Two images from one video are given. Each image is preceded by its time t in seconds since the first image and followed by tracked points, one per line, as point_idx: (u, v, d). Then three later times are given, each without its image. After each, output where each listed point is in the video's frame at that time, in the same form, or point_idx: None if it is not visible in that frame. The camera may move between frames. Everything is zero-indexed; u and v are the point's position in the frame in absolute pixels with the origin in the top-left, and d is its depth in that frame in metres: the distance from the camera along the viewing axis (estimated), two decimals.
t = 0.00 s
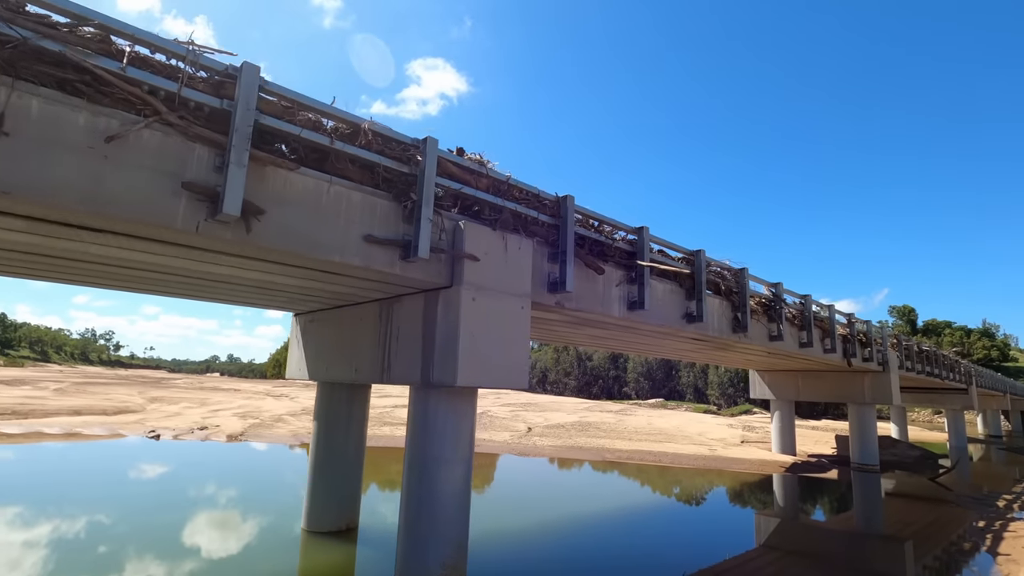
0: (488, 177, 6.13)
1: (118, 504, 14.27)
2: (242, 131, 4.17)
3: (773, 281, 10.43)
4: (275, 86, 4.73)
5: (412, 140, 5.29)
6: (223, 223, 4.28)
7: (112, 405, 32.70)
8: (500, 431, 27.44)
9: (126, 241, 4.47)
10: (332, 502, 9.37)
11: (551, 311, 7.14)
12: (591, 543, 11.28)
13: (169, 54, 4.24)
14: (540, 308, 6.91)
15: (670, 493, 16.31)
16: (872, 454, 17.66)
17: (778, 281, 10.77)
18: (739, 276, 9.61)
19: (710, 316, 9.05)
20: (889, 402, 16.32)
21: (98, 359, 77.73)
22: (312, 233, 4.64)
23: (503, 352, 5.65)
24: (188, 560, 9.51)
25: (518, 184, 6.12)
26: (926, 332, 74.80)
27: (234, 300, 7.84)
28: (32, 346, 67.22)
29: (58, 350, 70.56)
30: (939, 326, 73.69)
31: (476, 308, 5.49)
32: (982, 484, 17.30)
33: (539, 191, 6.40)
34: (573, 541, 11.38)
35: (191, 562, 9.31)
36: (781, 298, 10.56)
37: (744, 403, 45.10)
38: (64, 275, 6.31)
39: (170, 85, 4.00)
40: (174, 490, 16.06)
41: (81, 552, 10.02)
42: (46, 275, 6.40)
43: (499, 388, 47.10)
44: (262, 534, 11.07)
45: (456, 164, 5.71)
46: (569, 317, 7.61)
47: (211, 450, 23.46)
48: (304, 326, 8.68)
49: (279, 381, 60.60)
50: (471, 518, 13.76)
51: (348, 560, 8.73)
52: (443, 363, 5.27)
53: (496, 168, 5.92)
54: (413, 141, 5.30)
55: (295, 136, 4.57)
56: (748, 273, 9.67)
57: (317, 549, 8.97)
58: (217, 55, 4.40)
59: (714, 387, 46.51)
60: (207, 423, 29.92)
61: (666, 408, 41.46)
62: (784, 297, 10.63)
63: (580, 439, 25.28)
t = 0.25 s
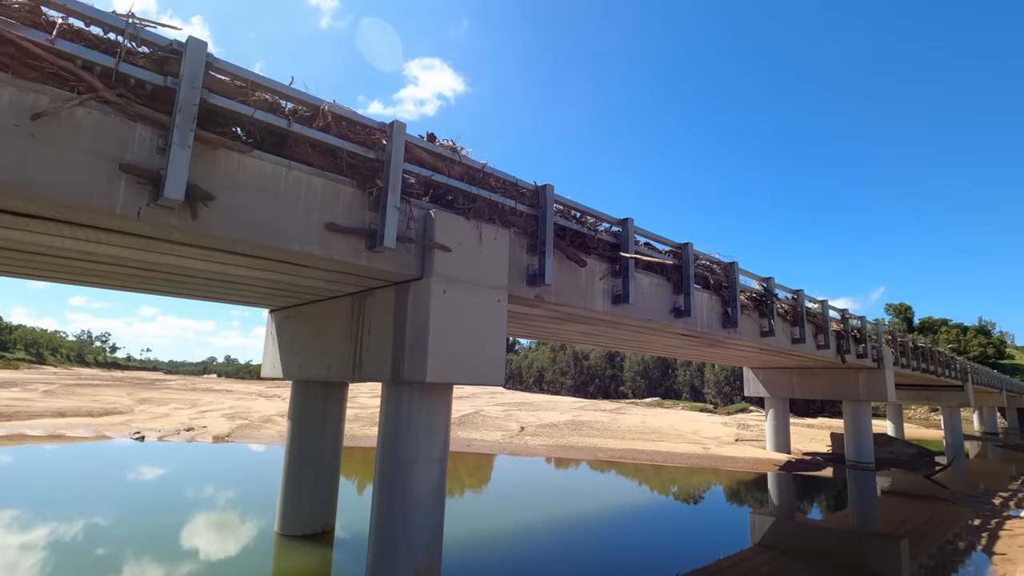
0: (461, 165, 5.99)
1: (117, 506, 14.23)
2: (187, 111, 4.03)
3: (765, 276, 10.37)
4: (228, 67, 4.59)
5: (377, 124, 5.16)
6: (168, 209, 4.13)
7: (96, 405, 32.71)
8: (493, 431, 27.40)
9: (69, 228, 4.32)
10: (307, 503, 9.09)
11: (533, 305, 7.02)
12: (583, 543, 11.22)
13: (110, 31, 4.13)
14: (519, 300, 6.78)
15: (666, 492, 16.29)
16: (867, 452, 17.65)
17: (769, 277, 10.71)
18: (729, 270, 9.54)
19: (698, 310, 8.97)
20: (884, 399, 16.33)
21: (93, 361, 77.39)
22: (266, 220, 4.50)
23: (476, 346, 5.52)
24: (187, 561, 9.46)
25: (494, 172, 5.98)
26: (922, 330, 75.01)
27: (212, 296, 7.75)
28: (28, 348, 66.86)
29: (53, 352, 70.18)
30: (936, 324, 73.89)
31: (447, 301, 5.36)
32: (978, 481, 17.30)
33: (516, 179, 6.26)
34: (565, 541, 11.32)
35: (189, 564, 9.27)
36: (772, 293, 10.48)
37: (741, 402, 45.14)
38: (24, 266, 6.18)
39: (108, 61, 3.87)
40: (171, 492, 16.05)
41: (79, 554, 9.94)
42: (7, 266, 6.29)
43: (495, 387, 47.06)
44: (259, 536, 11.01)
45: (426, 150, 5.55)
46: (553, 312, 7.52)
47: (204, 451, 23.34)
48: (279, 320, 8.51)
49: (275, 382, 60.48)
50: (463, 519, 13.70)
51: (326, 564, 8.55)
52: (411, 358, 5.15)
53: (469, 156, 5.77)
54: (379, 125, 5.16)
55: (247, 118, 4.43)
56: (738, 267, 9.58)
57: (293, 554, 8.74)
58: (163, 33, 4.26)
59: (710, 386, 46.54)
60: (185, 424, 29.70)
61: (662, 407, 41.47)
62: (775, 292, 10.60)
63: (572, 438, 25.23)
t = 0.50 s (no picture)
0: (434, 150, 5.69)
1: (116, 506, 14.18)
2: (120, 83, 3.74)
3: (757, 271, 10.25)
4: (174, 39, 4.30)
5: (338, 104, 4.85)
6: (102, 190, 3.84)
7: (83, 405, 32.78)
8: (486, 430, 27.34)
9: None
10: (278, 504, 8.77)
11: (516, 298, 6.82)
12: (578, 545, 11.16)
13: None
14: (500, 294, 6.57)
15: (666, 491, 16.23)
16: (864, 450, 17.56)
17: (762, 271, 10.56)
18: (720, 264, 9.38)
19: (687, 305, 8.79)
20: (881, 397, 16.23)
21: (91, 362, 77.35)
22: (214, 204, 4.22)
23: (448, 340, 5.28)
24: (187, 562, 9.39)
25: (469, 158, 5.70)
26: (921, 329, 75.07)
27: (189, 290, 7.51)
28: (26, 349, 66.78)
29: (51, 353, 70.11)
30: (934, 323, 73.88)
31: (415, 292, 5.10)
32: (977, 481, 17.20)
33: (494, 166, 5.97)
34: (559, 542, 11.23)
35: (189, 565, 9.23)
36: (765, 288, 10.32)
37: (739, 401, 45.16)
38: None
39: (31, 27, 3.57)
40: (172, 492, 16.05)
41: (79, 556, 9.85)
42: None
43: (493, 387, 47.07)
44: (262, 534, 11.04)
45: (393, 133, 5.23)
46: (535, 305, 7.31)
47: (199, 451, 23.29)
48: (253, 315, 8.22)
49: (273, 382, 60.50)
50: (458, 521, 13.62)
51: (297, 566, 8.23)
52: (378, 352, 4.90)
53: (441, 140, 5.48)
54: (341, 105, 4.86)
55: (191, 93, 4.14)
56: (730, 260, 9.41)
57: (263, 557, 8.40)
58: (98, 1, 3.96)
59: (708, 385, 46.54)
60: (173, 424, 29.53)
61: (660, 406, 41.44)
62: (768, 287, 10.47)
63: (568, 438, 25.11)
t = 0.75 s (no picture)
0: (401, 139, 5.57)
1: (117, 506, 14.18)
2: (45, 61, 3.58)
3: (747, 266, 10.16)
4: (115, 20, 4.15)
5: (292, 89, 4.72)
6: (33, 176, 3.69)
7: (73, 406, 32.63)
8: (479, 430, 27.28)
9: None
10: (249, 506, 8.49)
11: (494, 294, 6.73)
12: (573, 554, 11.05)
13: None
14: (476, 289, 6.47)
15: (665, 490, 16.24)
16: (860, 449, 17.48)
17: (752, 267, 10.47)
18: (708, 259, 9.29)
19: (673, 301, 8.70)
20: (876, 394, 16.17)
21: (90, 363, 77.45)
22: (157, 193, 4.09)
23: (414, 336, 5.16)
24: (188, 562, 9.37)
25: (438, 148, 5.61)
26: (921, 326, 75.06)
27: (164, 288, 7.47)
28: (27, 350, 66.88)
29: (52, 353, 70.15)
30: (935, 320, 73.81)
31: (379, 286, 4.99)
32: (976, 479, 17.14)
33: (465, 156, 5.90)
34: (555, 554, 11.15)
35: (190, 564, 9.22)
36: (755, 284, 10.23)
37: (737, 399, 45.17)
38: None
39: None
40: (173, 492, 16.07)
41: (81, 557, 9.81)
42: None
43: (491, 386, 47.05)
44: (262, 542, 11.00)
45: (355, 121, 5.11)
46: (515, 301, 7.20)
47: (194, 451, 23.24)
48: (225, 312, 8.08)
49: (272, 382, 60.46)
50: (449, 526, 13.56)
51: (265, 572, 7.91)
52: (339, 347, 4.79)
53: (408, 129, 5.40)
54: (297, 91, 4.74)
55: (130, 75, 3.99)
56: (718, 255, 9.33)
57: (231, 561, 8.11)
58: None
59: (707, 383, 46.52)
60: (161, 425, 29.33)
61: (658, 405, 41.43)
62: (758, 282, 10.37)
63: (557, 437, 25.14)
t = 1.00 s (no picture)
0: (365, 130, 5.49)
1: (114, 509, 14.12)
2: None
3: (735, 264, 10.09)
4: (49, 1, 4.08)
5: (243, 75, 4.64)
6: None
7: (56, 409, 32.26)
8: (467, 431, 27.17)
9: None
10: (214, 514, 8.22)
11: (472, 292, 6.65)
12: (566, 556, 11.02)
13: None
14: (450, 287, 6.38)
15: (663, 490, 16.22)
16: (853, 449, 17.44)
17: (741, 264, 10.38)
18: (695, 256, 9.21)
19: (657, 298, 8.63)
20: (869, 393, 16.16)
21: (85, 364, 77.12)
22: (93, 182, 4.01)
23: (376, 333, 5.10)
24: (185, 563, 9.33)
25: (405, 139, 5.56)
26: (917, 326, 75.34)
27: (131, 288, 7.48)
28: (21, 352, 66.55)
29: (49, 355, 69.87)
30: (932, 320, 73.97)
31: (338, 282, 4.92)
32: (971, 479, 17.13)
33: (434, 149, 5.84)
34: (547, 556, 11.10)
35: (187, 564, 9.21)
36: (743, 283, 10.16)
37: (733, 399, 45.24)
38: None
39: None
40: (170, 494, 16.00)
41: (77, 559, 9.74)
42: None
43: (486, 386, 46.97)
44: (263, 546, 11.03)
45: (313, 109, 5.05)
46: (493, 299, 7.12)
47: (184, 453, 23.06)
48: (194, 310, 7.98)
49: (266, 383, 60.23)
50: (439, 528, 13.47)
51: None
52: (295, 346, 4.73)
53: (373, 120, 5.34)
54: (247, 76, 4.66)
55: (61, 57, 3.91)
56: (704, 252, 9.26)
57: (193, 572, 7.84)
58: None
59: (702, 383, 46.56)
60: (148, 427, 29.00)
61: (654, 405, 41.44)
62: (746, 280, 10.31)
63: (546, 438, 25.09)
